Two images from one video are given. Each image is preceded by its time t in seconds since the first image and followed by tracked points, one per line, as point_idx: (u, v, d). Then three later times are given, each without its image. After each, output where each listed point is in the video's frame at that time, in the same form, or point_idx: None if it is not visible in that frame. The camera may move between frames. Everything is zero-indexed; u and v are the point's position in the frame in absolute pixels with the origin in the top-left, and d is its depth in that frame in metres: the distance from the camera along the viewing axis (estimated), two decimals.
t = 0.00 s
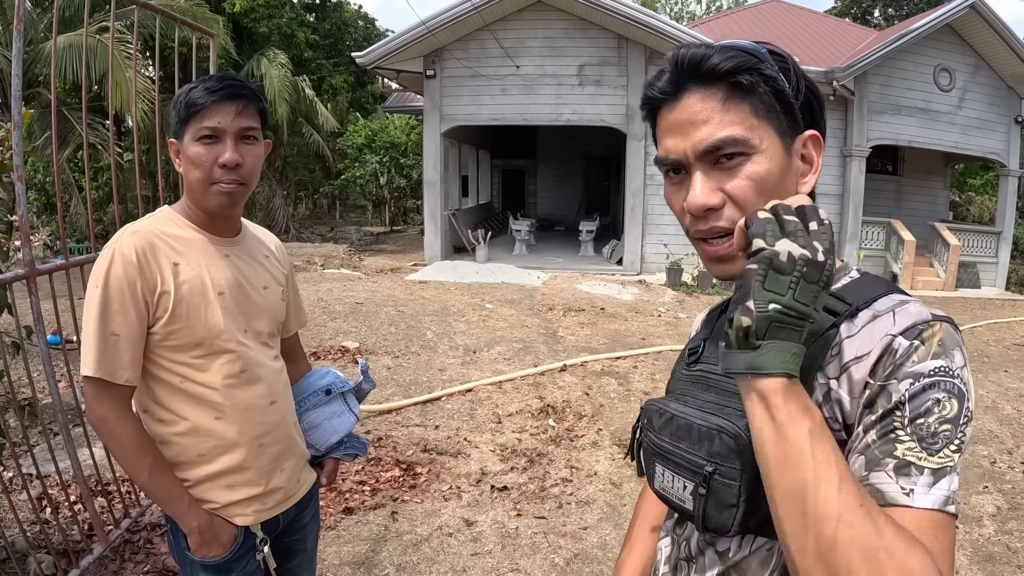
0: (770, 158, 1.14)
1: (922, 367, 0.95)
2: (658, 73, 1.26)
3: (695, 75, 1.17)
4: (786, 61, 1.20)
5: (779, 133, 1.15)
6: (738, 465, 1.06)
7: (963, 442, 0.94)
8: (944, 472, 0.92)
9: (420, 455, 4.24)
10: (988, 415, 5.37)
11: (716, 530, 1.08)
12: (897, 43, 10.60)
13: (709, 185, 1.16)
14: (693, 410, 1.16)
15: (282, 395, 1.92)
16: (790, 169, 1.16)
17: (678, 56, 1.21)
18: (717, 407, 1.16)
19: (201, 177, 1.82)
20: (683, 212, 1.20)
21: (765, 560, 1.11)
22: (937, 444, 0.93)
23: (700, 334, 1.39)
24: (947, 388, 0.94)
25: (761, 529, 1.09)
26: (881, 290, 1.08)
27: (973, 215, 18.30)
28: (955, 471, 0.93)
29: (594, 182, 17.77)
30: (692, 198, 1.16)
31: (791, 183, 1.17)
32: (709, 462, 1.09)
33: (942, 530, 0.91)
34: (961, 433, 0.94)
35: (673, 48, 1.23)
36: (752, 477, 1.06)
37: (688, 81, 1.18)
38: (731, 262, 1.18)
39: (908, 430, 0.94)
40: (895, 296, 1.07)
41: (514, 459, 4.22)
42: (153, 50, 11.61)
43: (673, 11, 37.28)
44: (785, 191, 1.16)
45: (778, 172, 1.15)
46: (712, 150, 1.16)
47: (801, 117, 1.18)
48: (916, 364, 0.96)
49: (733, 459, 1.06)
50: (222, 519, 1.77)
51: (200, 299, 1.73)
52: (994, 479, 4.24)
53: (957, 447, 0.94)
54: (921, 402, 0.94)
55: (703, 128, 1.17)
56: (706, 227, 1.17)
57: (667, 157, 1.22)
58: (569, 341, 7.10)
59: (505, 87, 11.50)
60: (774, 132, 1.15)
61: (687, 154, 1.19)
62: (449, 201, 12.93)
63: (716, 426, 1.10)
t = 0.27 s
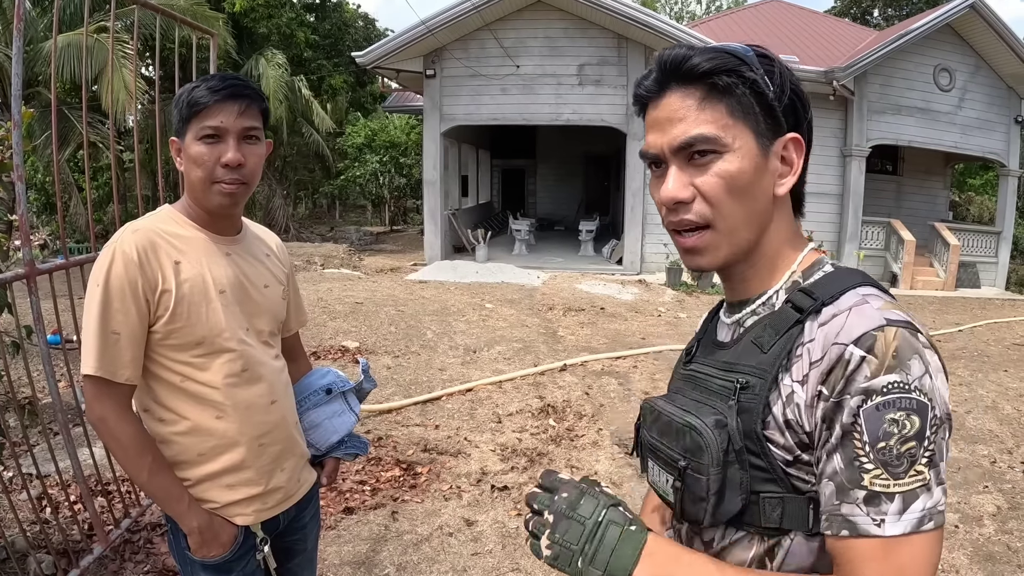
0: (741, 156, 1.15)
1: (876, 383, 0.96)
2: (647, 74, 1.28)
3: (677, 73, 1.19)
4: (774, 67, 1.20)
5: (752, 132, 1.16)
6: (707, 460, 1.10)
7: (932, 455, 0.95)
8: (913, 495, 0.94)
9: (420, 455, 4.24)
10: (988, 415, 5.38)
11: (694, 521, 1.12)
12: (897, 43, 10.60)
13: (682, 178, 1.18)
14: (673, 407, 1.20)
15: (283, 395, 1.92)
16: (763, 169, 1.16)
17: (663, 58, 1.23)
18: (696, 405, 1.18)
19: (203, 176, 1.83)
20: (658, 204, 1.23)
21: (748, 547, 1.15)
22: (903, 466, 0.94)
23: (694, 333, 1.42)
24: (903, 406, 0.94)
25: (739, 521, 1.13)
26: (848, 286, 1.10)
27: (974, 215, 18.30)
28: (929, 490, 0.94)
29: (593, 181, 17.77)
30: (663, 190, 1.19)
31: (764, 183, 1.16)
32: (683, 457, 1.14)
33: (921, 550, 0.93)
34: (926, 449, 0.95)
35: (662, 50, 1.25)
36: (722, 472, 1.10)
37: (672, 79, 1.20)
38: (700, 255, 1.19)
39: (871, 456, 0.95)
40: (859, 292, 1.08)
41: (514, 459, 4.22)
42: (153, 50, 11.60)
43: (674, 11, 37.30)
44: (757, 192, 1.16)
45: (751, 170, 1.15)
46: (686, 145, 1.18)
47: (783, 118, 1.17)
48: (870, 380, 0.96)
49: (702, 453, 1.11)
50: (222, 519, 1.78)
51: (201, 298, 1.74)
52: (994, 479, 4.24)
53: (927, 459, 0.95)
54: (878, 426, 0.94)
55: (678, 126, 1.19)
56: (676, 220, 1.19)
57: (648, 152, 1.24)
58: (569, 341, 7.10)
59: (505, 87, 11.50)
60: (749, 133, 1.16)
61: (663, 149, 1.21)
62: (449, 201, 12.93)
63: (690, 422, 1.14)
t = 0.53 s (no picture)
0: (648, 166, 1.14)
1: (801, 375, 0.96)
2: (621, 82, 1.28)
3: (617, 86, 1.22)
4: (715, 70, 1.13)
5: (663, 142, 1.14)
6: (657, 437, 1.10)
7: (859, 444, 0.94)
8: (838, 480, 0.94)
9: (420, 454, 4.24)
10: (988, 415, 5.38)
11: (647, 494, 1.13)
12: (896, 43, 10.60)
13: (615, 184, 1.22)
14: (636, 387, 1.20)
15: (284, 394, 1.92)
16: (673, 177, 1.13)
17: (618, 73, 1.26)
18: (653, 387, 1.17)
19: (207, 174, 1.82)
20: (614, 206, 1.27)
21: (699, 521, 1.15)
22: (828, 452, 0.94)
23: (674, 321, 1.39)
24: (826, 397, 0.94)
25: (692, 495, 1.13)
26: (792, 278, 1.07)
27: (973, 215, 18.31)
28: (855, 476, 0.94)
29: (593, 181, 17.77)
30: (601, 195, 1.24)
31: (675, 189, 1.13)
32: (640, 433, 1.14)
33: (848, 535, 0.93)
34: (853, 438, 0.94)
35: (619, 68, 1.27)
36: (672, 449, 1.10)
37: (612, 91, 1.23)
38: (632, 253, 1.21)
39: (797, 442, 0.95)
40: (801, 286, 1.05)
41: (514, 459, 4.22)
42: (153, 49, 11.59)
43: (674, 11, 37.30)
44: (667, 198, 1.13)
45: (655, 178, 1.14)
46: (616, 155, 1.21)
47: (696, 124, 1.11)
48: (796, 372, 0.96)
49: (653, 432, 1.11)
50: (223, 519, 1.78)
51: (203, 296, 1.74)
52: (994, 478, 4.25)
53: (854, 448, 0.94)
54: (803, 415, 0.94)
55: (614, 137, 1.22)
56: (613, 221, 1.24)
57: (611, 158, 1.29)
58: (569, 341, 7.10)
59: (505, 87, 11.50)
60: (660, 144, 1.14)
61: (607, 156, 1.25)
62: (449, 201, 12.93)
63: (643, 402, 1.14)
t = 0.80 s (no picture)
0: (601, 166, 1.17)
1: (726, 358, 0.97)
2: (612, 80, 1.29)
3: (585, 91, 1.24)
4: (652, 81, 1.11)
5: (612, 146, 1.15)
6: (620, 415, 1.14)
7: (773, 425, 0.94)
8: (746, 458, 0.93)
9: (420, 454, 4.24)
10: (989, 415, 5.38)
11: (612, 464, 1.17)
12: (896, 43, 10.59)
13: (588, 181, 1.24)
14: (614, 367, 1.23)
15: (286, 392, 1.92)
16: (620, 177, 1.14)
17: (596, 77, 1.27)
18: (626, 368, 1.21)
19: (217, 175, 1.81)
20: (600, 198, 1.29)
21: (666, 495, 1.17)
22: (740, 430, 0.95)
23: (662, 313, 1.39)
24: (745, 378, 0.95)
25: (656, 469, 1.17)
26: (740, 268, 1.06)
27: (973, 215, 18.32)
28: (764, 456, 0.93)
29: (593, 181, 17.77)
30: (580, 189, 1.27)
31: (622, 189, 1.15)
32: (607, 412, 1.18)
33: (754, 513, 0.92)
34: (766, 419, 0.94)
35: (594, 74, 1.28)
36: (634, 426, 1.14)
37: (580, 95, 1.24)
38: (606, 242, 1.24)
39: (717, 418, 0.96)
40: (746, 275, 1.05)
41: (513, 458, 4.22)
42: (152, 49, 11.57)
43: (674, 11, 37.30)
44: (618, 197, 1.15)
45: (606, 177, 1.16)
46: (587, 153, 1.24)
47: (637, 129, 1.12)
48: (721, 356, 0.98)
49: (615, 410, 1.15)
50: (224, 517, 1.78)
51: (206, 294, 1.74)
52: (994, 478, 4.25)
53: (767, 429, 0.94)
54: (723, 393, 0.96)
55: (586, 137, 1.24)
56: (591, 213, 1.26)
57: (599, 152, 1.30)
58: (569, 340, 7.10)
59: (505, 87, 11.50)
60: (609, 147, 1.16)
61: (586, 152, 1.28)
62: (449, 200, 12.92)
63: (610, 380, 1.18)
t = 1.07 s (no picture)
0: (613, 157, 1.17)
1: (718, 366, 0.97)
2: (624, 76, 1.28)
3: (599, 81, 1.24)
4: (663, 72, 1.11)
5: (623, 137, 1.16)
6: (614, 413, 1.15)
7: (757, 441, 0.94)
8: (727, 471, 0.94)
9: (420, 454, 4.23)
10: (989, 415, 5.38)
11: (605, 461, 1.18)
12: (897, 42, 10.58)
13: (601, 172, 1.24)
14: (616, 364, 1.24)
15: (289, 392, 1.92)
16: (629, 169, 1.15)
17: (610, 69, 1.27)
18: (628, 366, 1.21)
19: (228, 175, 1.81)
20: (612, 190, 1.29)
21: (658, 492, 1.16)
22: (725, 442, 0.95)
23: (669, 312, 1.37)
24: (733, 390, 0.95)
25: (647, 468, 1.17)
26: (745, 274, 1.05)
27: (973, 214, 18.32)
28: (745, 472, 0.93)
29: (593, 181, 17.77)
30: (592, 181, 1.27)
31: (632, 180, 1.15)
32: (606, 408, 1.19)
33: (731, 526, 0.92)
34: (751, 433, 0.94)
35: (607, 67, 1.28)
36: (628, 424, 1.14)
37: (593, 85, 1.25)
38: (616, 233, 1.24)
39: (704, 425, 0.97)
40: (750, 284, 1.03)
41: (513, 458, 4.22)
42: (152, 48, 11.56)
43: (674, 10, 37.31)
44: (628, 189, 1.16)
45: (617, 169, 1.17)
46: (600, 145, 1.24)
47: (646, 120, 1.11)
48: (715, 364, 0.97)
49: (612, 408, 1.16)
50: (225, 512, 1.77)
51: (210, 295, 1.74)
52: (994, 478, 4.25)
53: (751, 444, 0.94)
54: (712, 402, 0.96)
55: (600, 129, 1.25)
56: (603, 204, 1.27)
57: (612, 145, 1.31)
58: (568, 340, 7.10)
59: (505, 86, 11.50)
60: (621, 137, 1.16)
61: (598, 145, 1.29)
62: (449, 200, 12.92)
63: (610, 379, 1.19)
